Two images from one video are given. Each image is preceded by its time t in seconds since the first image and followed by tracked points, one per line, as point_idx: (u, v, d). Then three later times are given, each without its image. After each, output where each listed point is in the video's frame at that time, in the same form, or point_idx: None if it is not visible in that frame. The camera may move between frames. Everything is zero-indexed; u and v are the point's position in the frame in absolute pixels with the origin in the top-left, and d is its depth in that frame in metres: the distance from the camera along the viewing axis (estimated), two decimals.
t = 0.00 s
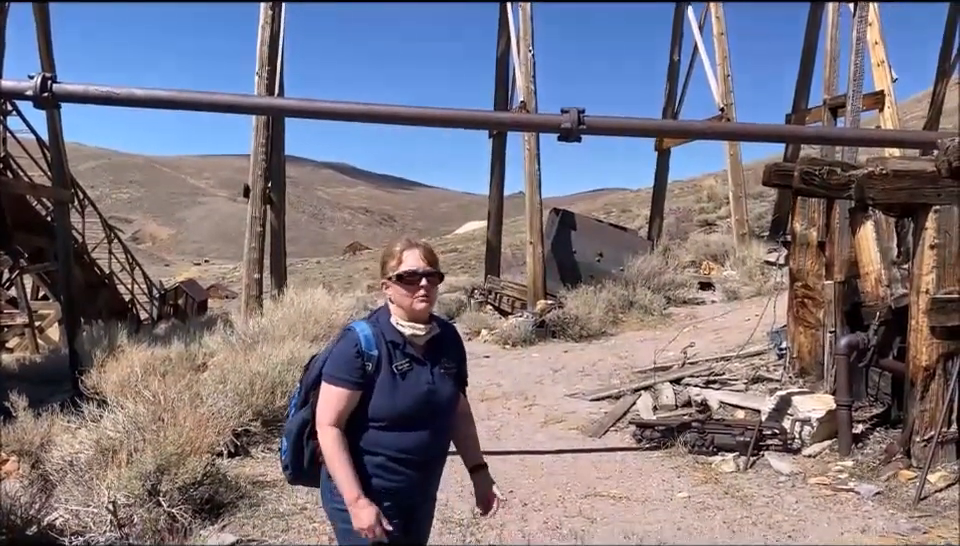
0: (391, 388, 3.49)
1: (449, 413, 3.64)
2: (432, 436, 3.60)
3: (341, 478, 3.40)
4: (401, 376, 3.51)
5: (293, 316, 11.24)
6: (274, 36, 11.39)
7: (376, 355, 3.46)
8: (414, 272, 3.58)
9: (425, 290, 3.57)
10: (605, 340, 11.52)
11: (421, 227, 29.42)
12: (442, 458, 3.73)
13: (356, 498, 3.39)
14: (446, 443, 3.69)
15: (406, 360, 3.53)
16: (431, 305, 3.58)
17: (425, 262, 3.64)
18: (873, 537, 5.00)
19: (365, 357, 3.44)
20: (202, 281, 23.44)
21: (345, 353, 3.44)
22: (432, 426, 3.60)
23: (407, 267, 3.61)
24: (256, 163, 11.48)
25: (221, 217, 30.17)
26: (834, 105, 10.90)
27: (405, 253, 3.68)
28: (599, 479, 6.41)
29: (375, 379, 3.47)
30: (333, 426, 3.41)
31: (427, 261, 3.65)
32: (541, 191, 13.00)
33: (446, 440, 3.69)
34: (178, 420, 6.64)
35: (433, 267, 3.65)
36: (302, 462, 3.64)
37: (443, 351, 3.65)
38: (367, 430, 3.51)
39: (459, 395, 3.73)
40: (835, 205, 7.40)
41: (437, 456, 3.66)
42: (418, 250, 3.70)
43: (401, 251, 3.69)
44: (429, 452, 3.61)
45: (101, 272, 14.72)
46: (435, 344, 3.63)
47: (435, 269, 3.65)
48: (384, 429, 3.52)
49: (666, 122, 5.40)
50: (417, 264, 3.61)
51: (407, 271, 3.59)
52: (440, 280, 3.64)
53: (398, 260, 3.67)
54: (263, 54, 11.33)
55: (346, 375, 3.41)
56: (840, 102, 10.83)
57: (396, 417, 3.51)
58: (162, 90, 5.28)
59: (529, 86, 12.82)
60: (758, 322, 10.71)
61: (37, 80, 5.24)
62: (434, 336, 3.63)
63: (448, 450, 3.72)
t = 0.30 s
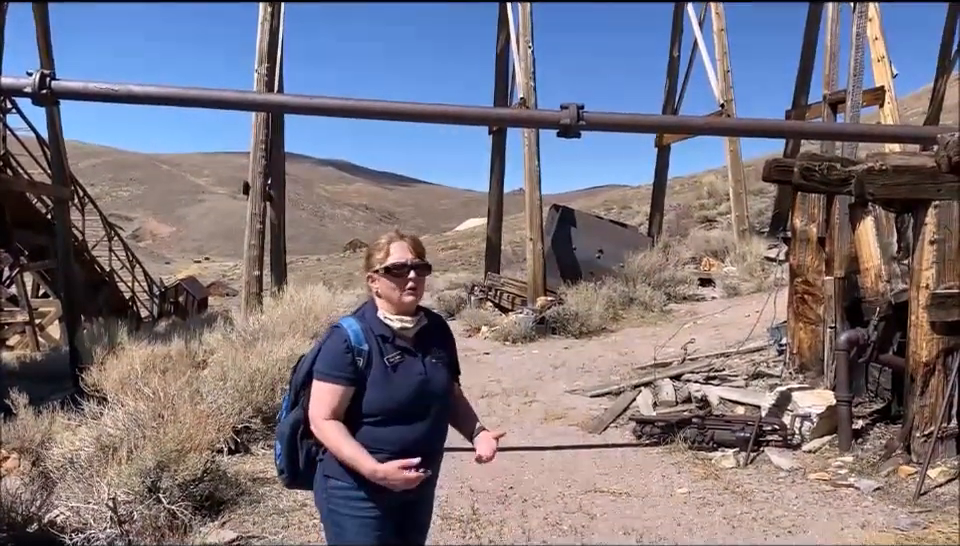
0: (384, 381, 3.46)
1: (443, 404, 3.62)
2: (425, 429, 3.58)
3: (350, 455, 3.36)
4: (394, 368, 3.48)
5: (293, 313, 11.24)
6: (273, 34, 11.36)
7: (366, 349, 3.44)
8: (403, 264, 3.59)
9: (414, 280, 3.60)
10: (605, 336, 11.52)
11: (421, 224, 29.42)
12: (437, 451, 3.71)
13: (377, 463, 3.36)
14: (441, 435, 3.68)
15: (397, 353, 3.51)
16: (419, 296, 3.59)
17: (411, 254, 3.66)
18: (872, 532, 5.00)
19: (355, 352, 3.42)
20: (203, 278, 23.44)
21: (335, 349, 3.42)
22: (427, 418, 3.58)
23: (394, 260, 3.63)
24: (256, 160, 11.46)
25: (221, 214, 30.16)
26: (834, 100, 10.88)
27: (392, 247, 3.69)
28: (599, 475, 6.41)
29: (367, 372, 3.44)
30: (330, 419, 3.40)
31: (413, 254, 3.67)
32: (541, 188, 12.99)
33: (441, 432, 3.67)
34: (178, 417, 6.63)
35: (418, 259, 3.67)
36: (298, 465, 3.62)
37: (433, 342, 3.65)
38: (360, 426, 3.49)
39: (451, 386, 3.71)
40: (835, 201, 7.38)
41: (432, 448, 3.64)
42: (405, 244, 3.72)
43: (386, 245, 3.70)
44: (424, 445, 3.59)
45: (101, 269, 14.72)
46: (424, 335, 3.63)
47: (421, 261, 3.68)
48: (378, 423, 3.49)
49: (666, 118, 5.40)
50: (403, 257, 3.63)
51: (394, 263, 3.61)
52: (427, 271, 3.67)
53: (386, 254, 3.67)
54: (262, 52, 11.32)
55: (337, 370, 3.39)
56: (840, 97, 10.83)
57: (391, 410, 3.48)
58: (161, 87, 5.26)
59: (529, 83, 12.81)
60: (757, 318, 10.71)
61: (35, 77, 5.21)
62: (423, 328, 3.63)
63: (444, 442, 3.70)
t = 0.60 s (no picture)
0: (361, 379, 3.47)
1: (429, 403, 3.61)
2: (411, 429, 3.56)
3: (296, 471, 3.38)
4: (372, 365, 3.50)
5: (293, 310, 11.24)
6: (273, 31, 11.36)
7: (344, 345, 3.45)
8: (377, 270, 3.53)
9: (385, 289, 3.52)
10: (606, 333, 11.52)
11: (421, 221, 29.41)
12: (427, 450, 3.70)
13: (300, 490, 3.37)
14: (429, 434, 3.66)
15: (378, 351, 3.52)
16: (390, 305, 3.52)
17: (393, 260, 3.57)
18: (872, 529, 5.01)
19: (332, 348, 3.44)
20: (203, 276, 23.44)
21: (312, 346, 3.45)
22: (410, 415, 3.55)
23: (376, 262, 3.57)
24: (256, 157, 11.46)
25: (221, 212, 30.15)
26: (834, 97, 10.88)
27: (377, 248, 3.62)
28: (599, 471, 6.41)
29: (344, 370, 3.46)
30: (301, 421, 3.41)
31: (396, 260, 3.57)
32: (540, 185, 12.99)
33: (430, 431, 3.65)
34: (179, 414, 6.63)
35: (400, 268, 3.56)
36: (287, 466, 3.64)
37: (417, 340, 3.64)
38: (341, 425, 3.48)
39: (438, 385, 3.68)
40: (836, 197, 7.36)
41: (420, 447, 3.62)
42: (391, 246, 3.62)
43: (378, 245, 3.64)
44: (411, 444, 3.57)
45: (101, 267, 14.72)
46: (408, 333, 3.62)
47: (404, 270, 3.56)
48: (356, 421, 3.48)
49: (667, 115, 5.40)
50: (384, 261, 3.56)
51: (373, 266, 3.56)
52: (406, 282, 3.56)
53: (370, 255, 3.63)
54: (262, 49, 11.31)
55: (311, 368, 3.41)
56: (840, 94, 10.82)
57: (371, 407, 3.48)
58: (161, 84, 5.27)
59: (528, 80, 12.80)
60: (757, 315, 10.71)
61: (35, 75, 5.21)
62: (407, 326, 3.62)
63: (431, 440, 3.67)
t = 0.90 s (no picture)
0: (345, 378, 3.44)
1: (417, 403, 3.55)
2: (397, 429, 3.49)
3: (270, 470, 3.39)
4: (356, 363, 3.46)
5: (293, 308, 11.25)
6: (273, 28, 11.36)
7: (328, 344, 3.44)
8: (360, 266, 3.53)
9: (371, 284, 3.51)
10: (606, 331, 11.53)
11: (422, 219, 29.42)
12: (417, 453, 3.61)
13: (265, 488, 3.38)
14: (419, 436, 3.58)
15: (364, 350, 3.48)
16: (378, 299, 3.51)
17: (376, 255, 3.55)
18: (871, 526, 5.01)
19: (316, 347, 3.44)
20: (204, 274, 23.45)
21: (298, 346, 3.46)
22: (396, 415, 3.48)
23: (359, 259, 3.56)
24: (256, 155, 11.46)
25: (221, 210, 30.17)
26: (834, 94, 10.88)
27: (360, 244, 3.61)
28: (599, 469, 6.42)
29: (328, 369, 3.44)
30: (285, 420, 3.41)
31: (379, 255, 3.55)
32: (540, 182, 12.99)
33: (419, 433, 3.58)
34: (179, 412, 6.64)
35: (385, 261, 3.54)
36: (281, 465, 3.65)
37: (408, 339, 3.58)
38: (325, 423, 3.45)
39: (429, 385, 3.60)
40: (836, 195, 7.37)
41: (408, 449, 3.54)
42: (374, 240, 3.61)
43: (360, 241, 3.62)
44: (398, 445, 3.50)
45: (102, 265, 14.73)
46: (398, 331, 3.57)
47: (388, 263, 3.54)
48: (341, 421, 3.44)
49: (667, 113, 5.40)
50: (367, 257, 3.54)
51: (357, 263, 3.55)
52: (392, 274, 3.53)
53: (355, 252, 3.62)
54: (262, 47, 11.32)
55: (295, 366, 3.42)
56: (840, 91, 10.83)
57: (356, 406, 3.43)
58: (161, 83, 5.27)
59: (528, 77, 12.80)
60: (758, 312, 10.73)
61: (35, 73, 5.21)
62: (397, 325, 3.57)
63: (420, 440, 3.59)
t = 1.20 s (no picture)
0: (334, 377, 3.43)
1: (407, 401, 3.50)
2: (388, 427, 3.45)
3: (267, 468, 3.40)
4: (344, 362, 3.44)
5: (293, 305, 11.25)
6: (273, 26, 11.36)
7: (317, 343, 3.43)
8: (345, 263, 3.50)
9: (360, 281, 3.48)
10: (606, 329, 11.53)
11: (422, 217, 29.41)
12: (413, 449, 3.57)
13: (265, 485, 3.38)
14: (412, 434, 3.53)
15: (352, 348, 3.46)
16: (365, 294, 3.49)
17: (361, 251, 3.52)
18: (871, 524, 5.02)
19: (305, 346, 3.44)
20: (203, 271, 23.43)
21: (289, 345, 3.47)
22: (385, 414, 3.45)
23: (345, 255, 3.54)
24: (255, 152, 11.46)
25: (221, 208, 30.16)
26: (834, 92, 10.88)
27: (345, 240, 3.58)
28: (599, 467, 6.42)
29: (318, 368, 3.43)
30: (280, 418, 3.43)
31: (364, 250, 3.52)
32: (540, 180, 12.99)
33: (412, 431, 3.52)
34: (179, 409, 6.64)
35: (369, 257, 3.52)
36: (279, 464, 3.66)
37: (399, 336, 3.54)
38: (317, 421, 3.45)
39: (421, 382, 3.56)
40: (836, 192, 7.37)
41: (400, 447, 3.49)
42: (358, 236, 3.58)
43: (344, 238, 3.59)
44: (389, 443, 3.46)
45: (102, 263, 14.74)
46: (388, 328, 3.53)
47: (372, 258, 3.52)
48: (332, 419, 3.44)
49: (668, 111, 5.40)
50: (352, 253, 3.52)
51: (342, 259, 3.53)
52: (377, 269, 3.51)
53: (340, 248, 3.59)
54: (261, 44, 11.32)
55: (286, 365, 3.43)
56: (840, 89, 10.84)
57: (345, 405, 3.42)
58: (161, 80, 5.27)
59: (528, 75, 12.80)
60: (758, 310, 10.73)
61: (35, 70, 5.21)
62: (388, 322, 3.54)
63: (415, 437, 3.54)
